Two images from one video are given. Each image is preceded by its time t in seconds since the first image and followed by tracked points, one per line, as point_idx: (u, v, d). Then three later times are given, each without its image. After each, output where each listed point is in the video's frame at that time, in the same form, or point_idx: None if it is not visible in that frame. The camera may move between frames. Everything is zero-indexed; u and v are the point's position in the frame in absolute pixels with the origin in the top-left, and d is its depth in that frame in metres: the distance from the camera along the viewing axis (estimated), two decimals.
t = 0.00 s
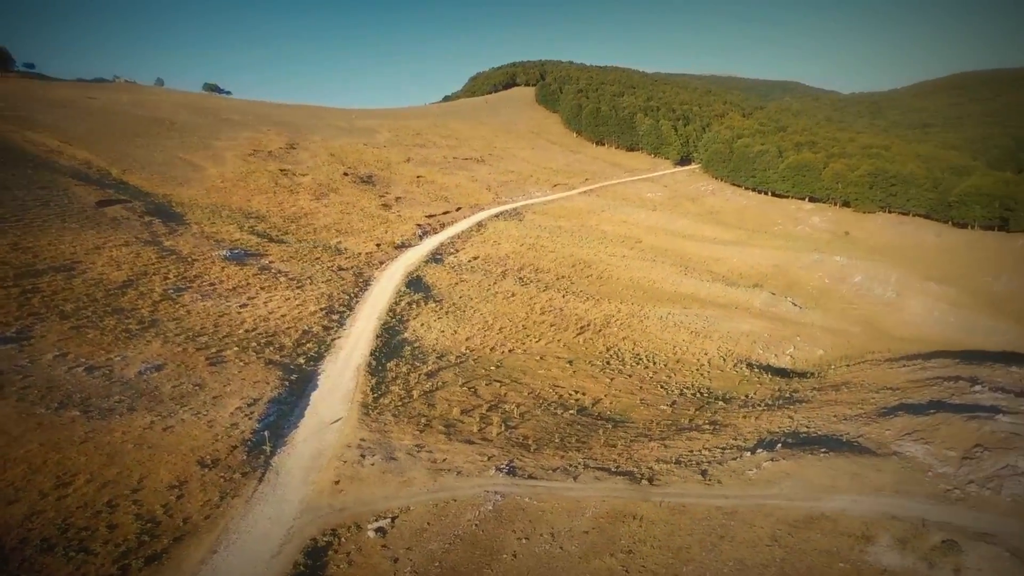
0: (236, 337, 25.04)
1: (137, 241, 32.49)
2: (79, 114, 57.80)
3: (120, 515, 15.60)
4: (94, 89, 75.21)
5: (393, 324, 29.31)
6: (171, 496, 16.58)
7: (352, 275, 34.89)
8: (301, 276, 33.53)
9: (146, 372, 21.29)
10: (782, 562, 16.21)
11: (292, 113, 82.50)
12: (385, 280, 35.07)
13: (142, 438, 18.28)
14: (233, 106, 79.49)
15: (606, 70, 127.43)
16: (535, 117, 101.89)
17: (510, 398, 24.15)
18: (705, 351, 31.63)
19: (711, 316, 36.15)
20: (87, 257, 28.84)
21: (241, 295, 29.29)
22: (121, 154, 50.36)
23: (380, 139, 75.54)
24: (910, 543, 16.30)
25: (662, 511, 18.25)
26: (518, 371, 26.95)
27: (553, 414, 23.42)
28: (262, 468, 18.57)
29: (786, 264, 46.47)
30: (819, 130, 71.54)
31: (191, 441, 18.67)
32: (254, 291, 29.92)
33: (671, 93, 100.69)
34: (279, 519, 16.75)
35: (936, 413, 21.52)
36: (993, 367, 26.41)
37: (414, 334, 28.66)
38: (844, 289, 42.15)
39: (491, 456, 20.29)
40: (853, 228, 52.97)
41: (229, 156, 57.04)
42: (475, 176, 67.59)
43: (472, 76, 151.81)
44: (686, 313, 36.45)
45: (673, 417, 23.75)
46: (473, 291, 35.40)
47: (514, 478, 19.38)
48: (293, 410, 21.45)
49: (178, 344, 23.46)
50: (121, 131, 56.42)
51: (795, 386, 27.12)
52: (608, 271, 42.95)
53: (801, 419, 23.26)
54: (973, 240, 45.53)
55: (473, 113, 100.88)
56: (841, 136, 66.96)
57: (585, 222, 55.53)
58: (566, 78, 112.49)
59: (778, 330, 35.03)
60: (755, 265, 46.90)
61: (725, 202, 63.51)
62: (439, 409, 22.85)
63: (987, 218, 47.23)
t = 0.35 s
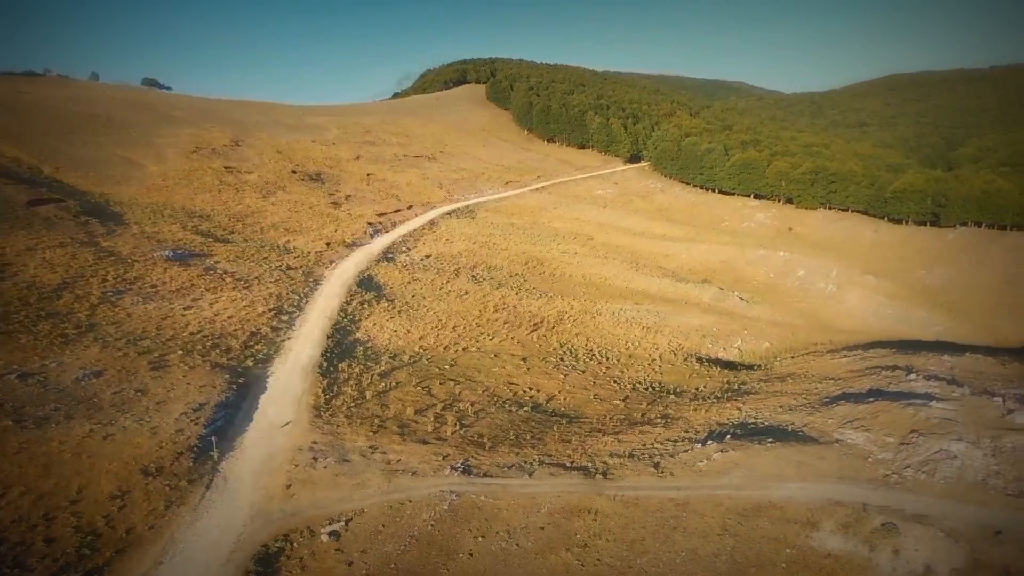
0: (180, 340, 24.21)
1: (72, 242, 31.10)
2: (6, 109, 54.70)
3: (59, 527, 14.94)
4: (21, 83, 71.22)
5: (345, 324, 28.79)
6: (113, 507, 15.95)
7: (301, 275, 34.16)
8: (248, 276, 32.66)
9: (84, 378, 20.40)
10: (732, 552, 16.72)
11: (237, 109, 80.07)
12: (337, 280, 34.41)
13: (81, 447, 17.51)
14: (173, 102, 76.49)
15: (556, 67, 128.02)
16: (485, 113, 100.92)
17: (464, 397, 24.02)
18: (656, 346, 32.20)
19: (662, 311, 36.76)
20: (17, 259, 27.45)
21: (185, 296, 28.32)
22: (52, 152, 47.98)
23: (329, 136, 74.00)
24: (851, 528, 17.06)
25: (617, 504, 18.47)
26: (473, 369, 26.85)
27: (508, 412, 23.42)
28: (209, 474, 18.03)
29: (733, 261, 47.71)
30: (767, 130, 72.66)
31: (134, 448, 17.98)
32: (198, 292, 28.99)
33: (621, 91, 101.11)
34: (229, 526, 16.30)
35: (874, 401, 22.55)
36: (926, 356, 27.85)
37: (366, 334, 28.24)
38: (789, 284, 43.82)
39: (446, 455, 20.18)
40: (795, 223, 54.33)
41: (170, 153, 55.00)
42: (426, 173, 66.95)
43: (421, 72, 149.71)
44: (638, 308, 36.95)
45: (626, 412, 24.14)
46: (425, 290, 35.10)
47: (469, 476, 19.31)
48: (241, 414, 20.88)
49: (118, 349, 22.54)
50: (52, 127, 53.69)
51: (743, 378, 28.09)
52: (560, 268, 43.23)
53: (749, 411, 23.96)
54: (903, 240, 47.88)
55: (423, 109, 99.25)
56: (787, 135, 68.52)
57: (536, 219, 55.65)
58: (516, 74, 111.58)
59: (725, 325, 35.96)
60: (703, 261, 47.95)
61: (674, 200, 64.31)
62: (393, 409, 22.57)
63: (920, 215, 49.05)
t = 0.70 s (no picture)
0: (115, 344, 23.14)
1: None
2: None
3: None
4: None
5: (291, 324, 28.05)
6: (45, 521, 15.16)
7: (245, 275, 33.19)
8: (188, 276, 31.52)
9: (11, 386, 19.26)
10: (681, 541, 17.18)
11: (175, 104, 76.94)
12: (283, 280, 33.51)
13: (8, 458, 16.54)
14: (105, 95, 72.80)
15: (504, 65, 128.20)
16: (433, 110, 99.52)
17: (415, 396, 23.76)
18: (605, 341, 32.67)
19: (611, 307, 37.34)
20: None
21: (120, 298, 27.09)
22: None
23: (273, 131, 71.92)
24: (792, 513, 17.78)
25: (568, 499, 18.61)
26: (424, 367, 26.59)
27: (459, 410, 23.34)
28: (150, 483, 17.34)
29: (678, 255, 48.71)
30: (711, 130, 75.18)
31: (67, 458, 17.12)
32: (135, 294, 27.76)
33: (568, 89, 102.53)
34: (171, 536, 15.74)
35: (814, 390, 23.59)
36: (860, 346, 29.32)
37: (314, 334, 27.64)
38: (733, 278, 45.23)
39: (397, 455, 19.96)
40: (737, 219, 55.65)
41: (103, 149, 52.41)
42: (374, 170, 65.93)
43: (368, 68, 146.88)
44: (587, 304, 37.34)
45: (577, 407, 24.41)
46: (374, 288, 34.61)
47: (420, 476, 19.14)
48: (183, 419, 20.16)
49: (48, 354, 21.35)
50: None
51: (690, 370, 28.98)
52: (510, 265, 43.29)
53: (696, 402, 24.58)
54: (841, 231, 49.54)
55: (371, 105, 97.37)
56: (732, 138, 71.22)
57: (486, 216, 55.45)
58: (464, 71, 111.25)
59: (672, 318, 36.81)
60: (650, 257, 48.87)
61: (621, 197, 64.93)
62: (342, 410, 22.15)
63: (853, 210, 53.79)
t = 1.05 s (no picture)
0: (41, 350, 21.83)
1: None
2: None
3: None
4: None
5: (232, 325, 27.10)
6: None
7: (182, 274, 31.88)
8: (121, 277, 30.06)
9: None
10: (630, 533, 17.39)
11: (104, 98, 72.98)
12: (223, 280, 32.40)
13: None
14: (24, 88, 68.15)
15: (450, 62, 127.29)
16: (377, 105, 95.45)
17: (363, 396, 23.36)
18: (554, 337, 32.87)
19: (560, 303, 37.64)
20: None
21: (46, 302, 25.64)
22: None
23: (212, 126, 69.08)
24: (737, 501, 18.23)
25: (519, 495, 18.59)
26: (371, 367, 26.09)
27: (408, 409, 23.09)
28: (81, 494, 16.54)
29: (625, 251, 49.34)
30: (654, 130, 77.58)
31: None
32: (63, 297, 26.31)
33: (514, 87, 102.60)
34: (105, 549, 15.03)
35: (756, 380, 24.70)
36: (800, 336, 30.92)
37: (256, 335, 26.81)
38: (678, 272, 46.13)
39: (345, 457, 19.62)
40: (682, 215, 57.66)
41: (25, 144, 49.21)
42: (317, 167, 63.27)
43: (308, 63, 142.93)
44: (535, 300, 37.45)
45: (526, 404, 24.47)
46: (319, 287, 33.72)
47: (369, 477, 18.86)
48: (117, 426, 19.33)
49: None
50: None
51: (638, 364, 29.52)
52: (458, 263, 42.78)
53: (643, 395, 24.93)
54: (781, 228, 51.86)
55: (314, 100, 93.57)
56: (675, 138, 73.01)
57: (433, 214, 54.12)
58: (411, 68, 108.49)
59: (619, 313, 37.39)
60: (597, 253, 49.32)
61: (568, 193, 65.22)
62: (287, 412, 21.56)
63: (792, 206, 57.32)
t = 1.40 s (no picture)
0: None
1: None
2: None
3: None
4: None
5: (175, 327, 25.85)
6: None
7: (119, 276, 29.45)
8: (53, 280, 27.25)
9: None
10: (584, 527, 17.51)
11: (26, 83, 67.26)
12: (165, 278, 30.69)
13: None
14: None
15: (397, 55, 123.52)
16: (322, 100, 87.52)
17: (312, 398, 22.93)
18: (506, 333, 32.98)
19: (511, 300, 37.71)
20: None
21: None
22: None
23: (148, 112, 64.64)
24: (688, 492, 18.52)
25: (473, 492, 18.54)
26: (320, 368, 25.50)
27: (359, 409, 22.79)
28: (14, 507, 15.68)
29: (575, 247, 49.64)
30: (602, 126, 78.09)
31: None
32: None
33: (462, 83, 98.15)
34: (41, 564, 14.35)
35: (704, 372, 25.32)
36: (747, 330, 32.03)
37: (200, 337, 25.65)
38: (627, 268, 47.04)
39: (294, 460, 19.24)
40: (631, 211, 57.74)
41: None
42: (260, 165, 57.27)
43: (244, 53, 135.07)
44: (488, 298, 37.37)
45: (479, 401, 24.48)
46: (265, 287, 32.39)
47: (320, 479, 18.54)
48: (52, 436, 18.36)
49: None
50: None
51: (590, 359, 29.97)
52: (409, 260, 41.80)
53: (595, 390, 25.23)
54: (734, 220, 52.78)
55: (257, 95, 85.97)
56: (624, 134, 73.51)
57: (382, 212, 51.40)
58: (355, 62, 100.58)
59: (571, 309, 37.67)
60: (548, 250, 49.18)
61: (518, 189, 63.60)
62: (234, 416, 20.97)
63: (737, 202, 57.23)
